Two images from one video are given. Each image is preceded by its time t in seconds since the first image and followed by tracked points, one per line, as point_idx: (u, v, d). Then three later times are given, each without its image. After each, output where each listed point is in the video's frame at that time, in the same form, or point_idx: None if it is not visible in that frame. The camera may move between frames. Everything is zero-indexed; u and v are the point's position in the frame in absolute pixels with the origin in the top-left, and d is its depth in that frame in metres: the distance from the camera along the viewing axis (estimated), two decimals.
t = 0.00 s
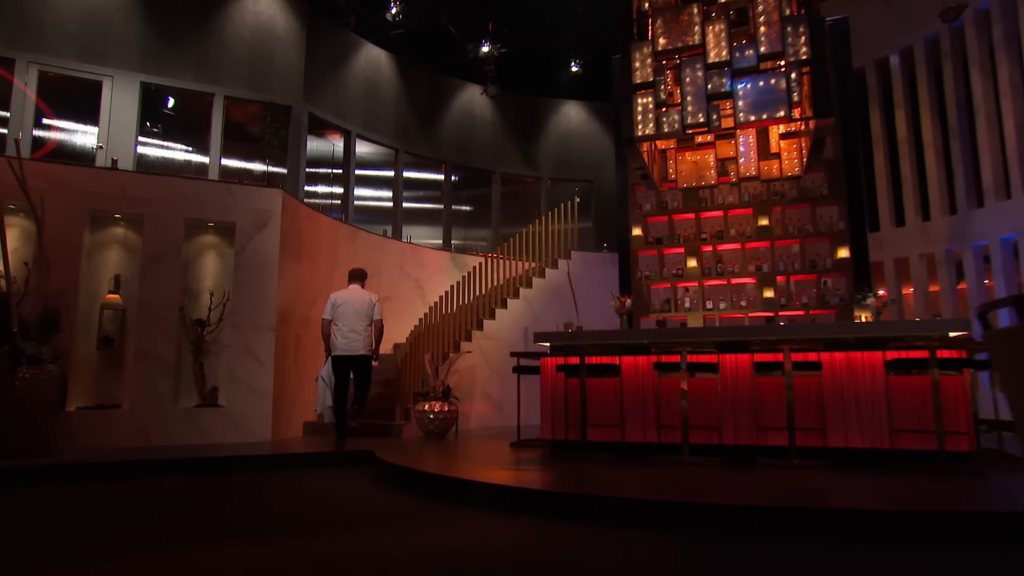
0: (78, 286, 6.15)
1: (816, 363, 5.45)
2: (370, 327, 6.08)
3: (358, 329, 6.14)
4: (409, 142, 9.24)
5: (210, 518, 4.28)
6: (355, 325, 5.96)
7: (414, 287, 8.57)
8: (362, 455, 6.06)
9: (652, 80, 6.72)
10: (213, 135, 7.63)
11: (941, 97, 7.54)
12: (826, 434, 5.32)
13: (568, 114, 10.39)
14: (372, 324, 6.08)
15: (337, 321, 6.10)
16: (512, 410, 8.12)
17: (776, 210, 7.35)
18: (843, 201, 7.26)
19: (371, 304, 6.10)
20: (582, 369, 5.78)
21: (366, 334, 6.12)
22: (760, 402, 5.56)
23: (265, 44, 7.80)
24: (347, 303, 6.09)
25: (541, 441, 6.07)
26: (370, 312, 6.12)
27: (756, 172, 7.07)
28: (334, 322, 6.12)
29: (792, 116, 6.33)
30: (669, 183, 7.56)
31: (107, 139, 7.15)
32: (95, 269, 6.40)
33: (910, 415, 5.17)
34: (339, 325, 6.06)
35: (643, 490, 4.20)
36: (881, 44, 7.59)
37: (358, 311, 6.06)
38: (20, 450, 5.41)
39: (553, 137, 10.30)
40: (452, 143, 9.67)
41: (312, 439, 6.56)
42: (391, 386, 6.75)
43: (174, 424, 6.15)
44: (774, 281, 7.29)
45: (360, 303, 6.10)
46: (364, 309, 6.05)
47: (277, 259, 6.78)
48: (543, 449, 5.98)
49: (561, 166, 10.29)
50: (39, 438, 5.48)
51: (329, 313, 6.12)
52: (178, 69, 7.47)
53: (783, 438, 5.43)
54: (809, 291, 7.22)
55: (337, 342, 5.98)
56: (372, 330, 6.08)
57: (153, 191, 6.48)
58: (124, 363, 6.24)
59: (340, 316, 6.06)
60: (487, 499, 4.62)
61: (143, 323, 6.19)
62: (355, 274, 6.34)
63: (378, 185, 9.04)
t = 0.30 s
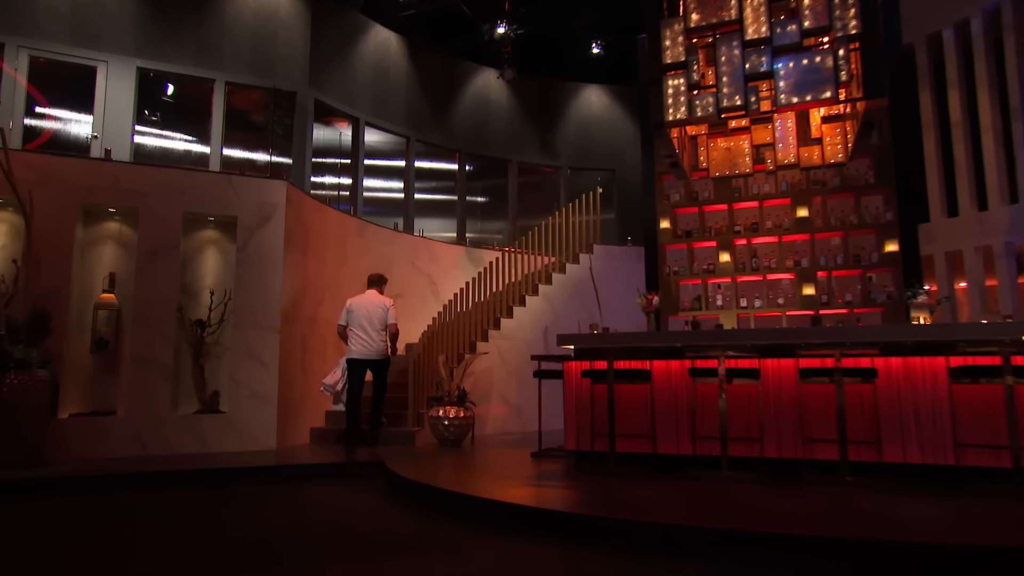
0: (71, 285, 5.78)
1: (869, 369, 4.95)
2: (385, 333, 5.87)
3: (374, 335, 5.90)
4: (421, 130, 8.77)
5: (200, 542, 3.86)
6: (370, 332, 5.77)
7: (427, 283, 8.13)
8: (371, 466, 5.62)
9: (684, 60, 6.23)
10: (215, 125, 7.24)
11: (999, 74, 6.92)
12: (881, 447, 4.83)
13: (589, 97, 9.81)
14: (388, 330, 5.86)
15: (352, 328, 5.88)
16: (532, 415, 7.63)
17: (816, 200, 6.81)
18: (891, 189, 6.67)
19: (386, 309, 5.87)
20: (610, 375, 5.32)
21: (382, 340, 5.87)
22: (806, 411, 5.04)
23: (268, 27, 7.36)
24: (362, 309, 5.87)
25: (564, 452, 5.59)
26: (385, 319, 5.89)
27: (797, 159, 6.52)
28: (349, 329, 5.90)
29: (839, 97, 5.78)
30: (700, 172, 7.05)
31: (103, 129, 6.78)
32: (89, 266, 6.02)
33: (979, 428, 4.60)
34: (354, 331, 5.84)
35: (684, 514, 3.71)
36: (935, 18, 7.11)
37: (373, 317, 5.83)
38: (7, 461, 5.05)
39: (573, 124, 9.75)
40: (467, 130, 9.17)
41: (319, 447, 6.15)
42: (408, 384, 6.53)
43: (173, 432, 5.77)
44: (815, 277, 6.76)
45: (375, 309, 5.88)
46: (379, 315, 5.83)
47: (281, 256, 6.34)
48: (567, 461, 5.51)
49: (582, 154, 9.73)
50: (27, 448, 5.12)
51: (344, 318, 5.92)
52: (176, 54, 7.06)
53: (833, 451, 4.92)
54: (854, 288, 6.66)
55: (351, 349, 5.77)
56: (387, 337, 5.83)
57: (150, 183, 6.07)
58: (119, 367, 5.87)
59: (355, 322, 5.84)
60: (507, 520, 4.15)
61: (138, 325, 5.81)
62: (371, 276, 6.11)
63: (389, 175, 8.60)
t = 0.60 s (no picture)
0: (61, 283, 5.41)
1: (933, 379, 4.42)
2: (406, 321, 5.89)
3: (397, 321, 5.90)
4: (434, 115, 8.30)
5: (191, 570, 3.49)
6: (392, 319, 5.79)
7: (440, 279, 7.69)
8: (384, 477, 5.24)
9: (720, 37, 5.70)
10: (214, 110, 6.79)
11: None
12: (948, 467, 4.29)
13: (612, 80, 9.27)
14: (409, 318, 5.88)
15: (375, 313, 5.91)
16: (553, 419, 7.19)
17: (861, 189, 6.30)
18: (946, 177, 6.11)
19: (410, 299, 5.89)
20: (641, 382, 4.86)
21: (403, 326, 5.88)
22: (860, 424, 4.56)
23: (270, 6, 6.92)
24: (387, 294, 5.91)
25: (590, 466, 5.15)
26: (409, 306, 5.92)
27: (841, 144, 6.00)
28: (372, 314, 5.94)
29: (894, 75, 5.26)
30: (734, 160, 6.54)
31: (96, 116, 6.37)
32: (80, 263, 5.63)
33: None
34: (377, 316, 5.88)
35: (737, 548, 3.28)
36: None
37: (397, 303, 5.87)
38: None
39: (594, 108, 9.21)
40: (482, 116, 8.68)
41: (326, 456, 5.75)
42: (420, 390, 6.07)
43: (172, 441, 5.40)
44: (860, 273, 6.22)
45: (399, 297, 5.91)
46: (403, 304, 5.86)
47: (286, 252, 5.93)
48: (593, 476, 5.07)
49: (604, 141, 9.20)
50: (14, 459, 4.77)
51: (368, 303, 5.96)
52: (172, 35, 6.65)
53: (891, 469, 4.42)
54: (904, 284, 6.11)
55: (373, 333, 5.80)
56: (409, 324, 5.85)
57: (146, 174, 5.66)
58: (114, 371, 5.50)
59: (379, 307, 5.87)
60: (535, 548, 3.74)
61: (134, 326, 5.43)
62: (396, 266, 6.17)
63: (400, 165, 8.14)
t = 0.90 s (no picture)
0: (52, 285, 5.05)
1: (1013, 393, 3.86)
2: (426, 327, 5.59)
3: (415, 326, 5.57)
4: (447, 101, 7.84)
5: None
6: (410, 324, 5.49)
7: (455, 276, 7.27)
8: (396, 494, 4.84)
9: (762, 14, 5.19)
10: (214, 97, 6.40)
11: None
12: None
13: (636, 62, 8.74)
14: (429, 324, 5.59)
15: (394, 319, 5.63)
16: (576, 426, 6.75)
17: (912, 178, 5.79)
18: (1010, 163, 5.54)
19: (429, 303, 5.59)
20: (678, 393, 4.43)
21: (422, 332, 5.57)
22: (924, 441, 4.06)
23: None
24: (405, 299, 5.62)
25: (621, 483, 4.73)
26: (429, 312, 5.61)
27: (892, 130, 5.50)
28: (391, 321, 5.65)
29: (958, 55, 4.73)
30: (772, 147, 6.04)
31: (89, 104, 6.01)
32: (72, 262, 5.26)
33: None
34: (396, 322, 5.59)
35: None
36: None
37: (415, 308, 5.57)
38: None
39: (617, 92, 8.70)
40: (497, 102, 8.20)
41: (335, 469, 5.37)
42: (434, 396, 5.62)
43: (170, 453, 5.05)
44: (911, 270, 5.73)
45: (419, 303, 5.61)
46: (422, 308, 5.57)
47: (291, 249, 5.53)
48: (624, 495, 4.64)
49: (627, 127, 8.68)
50: None
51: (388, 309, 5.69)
52: (169, 17, 6.25)
53: (961, 493, 3.92)
54: (961, 281, 5.59)
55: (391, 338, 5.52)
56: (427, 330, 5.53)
57: (141, 166, 5.27)
58: (108, 378, 5.14)
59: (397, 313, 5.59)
60: None
61: (128, 329, 5.08)
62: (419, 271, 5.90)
63: (412, 154, 7.73)
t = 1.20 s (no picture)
0: (41, 290, 4.69)
1: None
2: (454, 307, 5.51)
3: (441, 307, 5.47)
4: (460, 90, 7.42)
5: None
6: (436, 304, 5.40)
7: (469, 276, 6.89)
8: (411, 517, 4.50)
9: None
10: (214, 86, 6.03)
11: None
12: None
13: (660, 47, 8.28)
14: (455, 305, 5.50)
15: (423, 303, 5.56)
16: (599, 436, 6.38)
17: (967, 171, 5.33)
18: None
19: (454, 282, 5.50)
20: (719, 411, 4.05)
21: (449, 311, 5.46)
22: (994, 468, 3.62)
23: None
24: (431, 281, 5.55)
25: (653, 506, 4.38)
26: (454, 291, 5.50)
27: (947, 119, 5.04)
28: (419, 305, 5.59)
29: None
30: (812, 139, 5.60)
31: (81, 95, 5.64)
32: (63, 266, 4.91)
33: None
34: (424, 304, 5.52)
35: None
36: None
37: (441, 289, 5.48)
38: None
39: (638, 79, 8.24)
40: (513, 90, 7.77)
41: (345, 485, 5.04)
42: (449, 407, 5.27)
43: (169, 470, 4.74)
44: (965, 271, 5.30)
45: (444, 283, 5.53)
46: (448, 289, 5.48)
47: (296, 251, 5.16)
48: (657, 520, 4.27)
49: (650, 116, 8.22)
50: None
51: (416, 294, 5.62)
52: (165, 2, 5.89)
53: None
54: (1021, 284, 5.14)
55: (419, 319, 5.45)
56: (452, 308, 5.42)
57: (136, 163, 4.91)
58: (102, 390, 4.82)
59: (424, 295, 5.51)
60: None
61: (123, 338, 4.75)
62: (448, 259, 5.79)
63: (423, 145, 7.31)
